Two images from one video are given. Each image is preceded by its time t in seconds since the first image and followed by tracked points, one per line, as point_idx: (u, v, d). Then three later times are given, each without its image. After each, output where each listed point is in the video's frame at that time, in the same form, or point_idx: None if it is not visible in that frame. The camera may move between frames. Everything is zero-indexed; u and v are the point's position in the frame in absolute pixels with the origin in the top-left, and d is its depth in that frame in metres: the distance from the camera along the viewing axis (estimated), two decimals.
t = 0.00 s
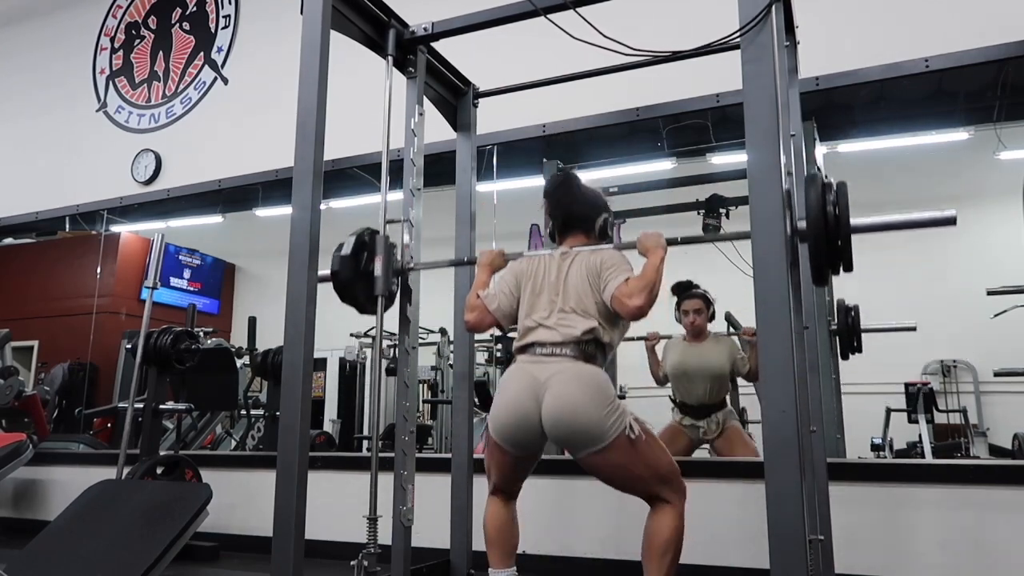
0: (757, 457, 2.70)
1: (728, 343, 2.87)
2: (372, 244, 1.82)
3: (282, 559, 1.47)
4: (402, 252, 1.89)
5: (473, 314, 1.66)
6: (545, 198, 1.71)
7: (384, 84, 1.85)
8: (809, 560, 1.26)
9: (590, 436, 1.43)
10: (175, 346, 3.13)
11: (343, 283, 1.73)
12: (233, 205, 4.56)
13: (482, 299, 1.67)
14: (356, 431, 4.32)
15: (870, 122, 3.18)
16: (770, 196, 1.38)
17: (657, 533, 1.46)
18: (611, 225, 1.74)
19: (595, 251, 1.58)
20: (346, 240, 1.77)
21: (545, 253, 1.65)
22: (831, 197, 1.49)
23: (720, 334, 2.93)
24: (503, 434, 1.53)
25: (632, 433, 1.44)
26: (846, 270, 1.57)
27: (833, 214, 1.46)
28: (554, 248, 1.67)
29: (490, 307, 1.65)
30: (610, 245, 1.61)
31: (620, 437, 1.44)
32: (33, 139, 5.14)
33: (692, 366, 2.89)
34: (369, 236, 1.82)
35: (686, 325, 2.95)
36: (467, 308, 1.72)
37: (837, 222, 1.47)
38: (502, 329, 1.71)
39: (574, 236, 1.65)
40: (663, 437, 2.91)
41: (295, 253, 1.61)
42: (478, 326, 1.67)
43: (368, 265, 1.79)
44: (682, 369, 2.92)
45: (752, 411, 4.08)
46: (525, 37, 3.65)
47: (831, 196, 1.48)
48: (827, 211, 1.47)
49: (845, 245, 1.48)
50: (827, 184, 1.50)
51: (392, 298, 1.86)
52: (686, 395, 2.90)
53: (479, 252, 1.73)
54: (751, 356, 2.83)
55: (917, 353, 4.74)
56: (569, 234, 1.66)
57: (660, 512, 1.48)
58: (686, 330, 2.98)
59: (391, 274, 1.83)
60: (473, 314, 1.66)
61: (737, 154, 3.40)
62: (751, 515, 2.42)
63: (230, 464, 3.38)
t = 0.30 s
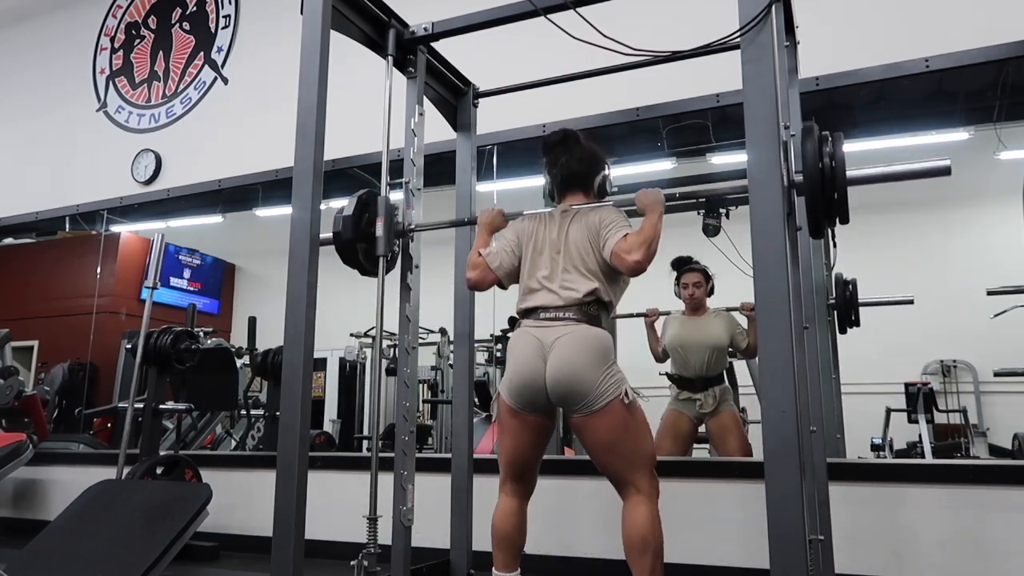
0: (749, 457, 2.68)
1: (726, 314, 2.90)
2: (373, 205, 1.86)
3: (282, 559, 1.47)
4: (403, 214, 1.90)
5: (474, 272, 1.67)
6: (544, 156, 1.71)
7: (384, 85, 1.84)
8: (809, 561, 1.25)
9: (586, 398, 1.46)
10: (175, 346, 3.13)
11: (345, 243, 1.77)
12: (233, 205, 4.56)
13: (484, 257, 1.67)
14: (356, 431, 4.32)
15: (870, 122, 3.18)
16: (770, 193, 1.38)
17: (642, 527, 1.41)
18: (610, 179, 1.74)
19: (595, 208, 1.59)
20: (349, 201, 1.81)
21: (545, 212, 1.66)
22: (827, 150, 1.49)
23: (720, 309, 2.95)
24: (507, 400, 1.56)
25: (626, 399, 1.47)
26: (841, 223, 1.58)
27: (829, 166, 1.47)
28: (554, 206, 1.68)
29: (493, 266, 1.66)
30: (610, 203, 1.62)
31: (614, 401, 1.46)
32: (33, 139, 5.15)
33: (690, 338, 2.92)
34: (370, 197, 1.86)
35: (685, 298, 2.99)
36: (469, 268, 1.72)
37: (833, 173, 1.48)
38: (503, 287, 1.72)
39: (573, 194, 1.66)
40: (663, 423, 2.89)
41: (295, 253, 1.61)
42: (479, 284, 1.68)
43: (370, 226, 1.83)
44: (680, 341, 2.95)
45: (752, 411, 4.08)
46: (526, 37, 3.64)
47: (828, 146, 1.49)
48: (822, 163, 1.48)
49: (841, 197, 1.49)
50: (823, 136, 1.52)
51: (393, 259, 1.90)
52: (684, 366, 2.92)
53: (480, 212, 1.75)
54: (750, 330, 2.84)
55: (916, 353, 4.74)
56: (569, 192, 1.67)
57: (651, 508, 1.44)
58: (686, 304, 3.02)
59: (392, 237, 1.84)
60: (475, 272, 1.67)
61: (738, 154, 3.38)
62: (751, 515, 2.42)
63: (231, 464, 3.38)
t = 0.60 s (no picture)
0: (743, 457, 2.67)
1: (726, 311, 2.91)
2: (373, 200, 1.85)
3: (282, 559, 1.47)
4: (403, 209, 1.90)
5: (474, 266, 1.66)
6: (544, 151, 1.69)
7: (384, 85, 1.84)
8: (809, 560, 1.26)
9: (586, 395, 1.46)
10: (176, 346, 3.13)
11: (345, 237, 1.76)
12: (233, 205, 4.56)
13: (485, 251, 1.67)
14: (356, 431, 4.32)
15: (871, 122, 3.18)
16: (770, 192, 1.38)
17: (636, 526, 1.40)
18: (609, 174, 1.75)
19: (595, 202, 1.59)
20: (349, 195, 1.80)
21: (545, 206, 1.66)
22: (827, 143, 1.49)
23: (720, 306, 2.97)
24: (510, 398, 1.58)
25: (626, 397, 1.48)
26: (842, 216, 1.58)
27: (828, 159, 1.47)
28: (554, 200, 1.68)
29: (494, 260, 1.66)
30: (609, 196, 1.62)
31: (613, 398, 1.47)
32: (33, 139, 5.14)
33: (690, 333, 2.94)
34: (370, 192, 1.85)
35: (685, 295, 2.98)
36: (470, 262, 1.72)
37: (833, 166, 1.47)
38: (504, 281, 1.72)
39: (574, 187, 1.66)
40: (663, 421, 2.90)
41: (295, 254, 1.61)
42: (479, 278, 1.67)
43: (370, 219, 1.82)
44: (680, 337, 2.97)
45: (751, 411, 4.07)
46: (526, 37, 3.65)
47: (827, 140, 1.49)
48: (822, 157, 1.48)
49: (841, 190, 1.49)
50: (823, 130, 1.51)
51: (392, 253, 1.90)
52: (683, 361, 2.92)
53: (480, 205, 1.72)
54: (750, 327, 2.87)
55: (917, 353, 4.75)
56: (569, 186, 1.67)
57: (644, 508, 1.43)
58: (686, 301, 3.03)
59: (392, 231, 1.84)
60: (476, 266, 1.66)
61: (740, 155, 3.35)
62: (751, 514, 2.42)
63: (231, 464, 3.38)
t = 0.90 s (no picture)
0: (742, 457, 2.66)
1: (726, 312, 2.91)
2: (373, 201, 1.85)
3: (282, 559, 1.47)
4: (403, 210, 1.90)
5: (475, 265, 1.66)
6: (545, 153, 1.71)
7: (385, 85, 1.84)
8: (808, 560, 1.26)
9: (586, 396, 1.46)
10: (175, 346, 3.13)
11: (345, 237, 1.76)
12: (233, 205, 4.56)
13: (484, 250, 1.67)
14: (356, 431, 4.32)
15: (871, 122, 3.18)
16: (770, 192, 1.38)
17: (636, 526, 1.40)
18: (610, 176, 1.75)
19: (594, 202, 1.59)
20: (349, 195, 1.80)
21: (545, 205, 1.66)
22: (827, 143, 1.49)
23: (720, 306, 2.97)
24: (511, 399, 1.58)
25: (625, 398, 1.48)
26: (842, 217, 1.58)
27: (828, 159, 1.47)
28: (554, 200, 1.68)
29: (493, 259, 1.66)
30: (609, 194, 1.62)
31: (613, 399, 1.47)
32: (33, 139, 5.14)
33: (690, 334, 2.95)
34: (370, 193, 1.85)
35: (685, 296, 2.98)
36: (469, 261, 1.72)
37: (833, 166, 1.47)
38: (503, 281, 1.72)
39: (574, 187, 1.66)
40: (663, 421, 2.89)
41: (295, 255, 1.61)
42: (479, 276, 1.67)
43: (370, 220, 1.82)
44: (680, 339, 2.98)
45: (752, 411, 4.07)
46: (526, 37, 3.64)
47: (828, 139, 1.49)
48: (822, 157, 1.48)
49: (841, 189, 1.49)
50: (823, 130, 1.52)
51: (392, 253, 1.90)
52: (684, 362, 2.92)
53: (479, 206, 1.72)
54: (750, 328, 2.87)
55: (917, 353, 4.75)
56: (569, 186, 1.67)
57: (643, 508, 1.43)
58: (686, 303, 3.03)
59: (392, 231, 1.85)
60: (476, 264, 1.65)
61: (740, 155, 3.35)
62: (752, 514, 2.42)
63: (231, 464, 3.38)
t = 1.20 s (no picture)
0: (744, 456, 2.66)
1: (726, 312, 2.89)
2: (373, 202, 1.85)
3: (282, 559, 1.47)
4: (403, 210, 1.90)
5: (475, 267, 1.67)
6: (545, 153, 1.71)
7: (385, 85, 1.84)
8: (808, 560, 1.26)
9: (585, 395, 1.46)
10: (175, 346, 3.13)
11: (344, 238, 1.76)
12: (233, 205, 4.56)
13: (485, 252, 1.67)
14: (356, 431, 4.32)
15: (871, 122, 3.18)
16: (770, 192, 1.38)
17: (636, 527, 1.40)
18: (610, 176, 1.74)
19: (594, 203, 1.58)
20: (349, 196, 1.80)
21: (544, 207, 1.66)
22: (827, 144, 1.49)
23: (720, 306, 2.95)
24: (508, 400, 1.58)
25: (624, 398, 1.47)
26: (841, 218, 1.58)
27: (828, 161, 1.47)
28: (554, 201, 1.67)
29: (494, 261, 1.66)
30: (609, 196, 1.62)
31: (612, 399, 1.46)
32: (33, 139, 5.14)
33: (690, 335, 2.92)
34: (370, 194, 1.85)
35: (685, 297, 2.97)
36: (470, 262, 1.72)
37: (833, 166, 1.48)
38: (504, 283, 1.71)
39: (574, 188, 1.66)
40: (662, 422, 2.89)
41: (295, 255, 1.61)
42: (479, 278, 1.67)
43: (370, 221, 1.82)
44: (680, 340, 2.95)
45: (752, 411, 4.07)
46: (526, 38, 3.65)
47: (828, 141, 1.49)
48: (822, 158, 1.48)
49: (840, 191, 1.49)
50: (823, 131, 1.52)
51: (392, 255, 1.89)
52: (684, 363, 2.90)
53: (479, 207, 1.73)
54: (750, 328, 2.84)
55: (916, 353, 4.75)
56: (569, 187, 1.66)
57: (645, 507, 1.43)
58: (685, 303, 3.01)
59: (393, 232, 1.84)
60: (476, 266, 1.66)
61: (739, 155, 3.36)
62: (751, 514, 2.42)
63: (231, 464, 3.38)
